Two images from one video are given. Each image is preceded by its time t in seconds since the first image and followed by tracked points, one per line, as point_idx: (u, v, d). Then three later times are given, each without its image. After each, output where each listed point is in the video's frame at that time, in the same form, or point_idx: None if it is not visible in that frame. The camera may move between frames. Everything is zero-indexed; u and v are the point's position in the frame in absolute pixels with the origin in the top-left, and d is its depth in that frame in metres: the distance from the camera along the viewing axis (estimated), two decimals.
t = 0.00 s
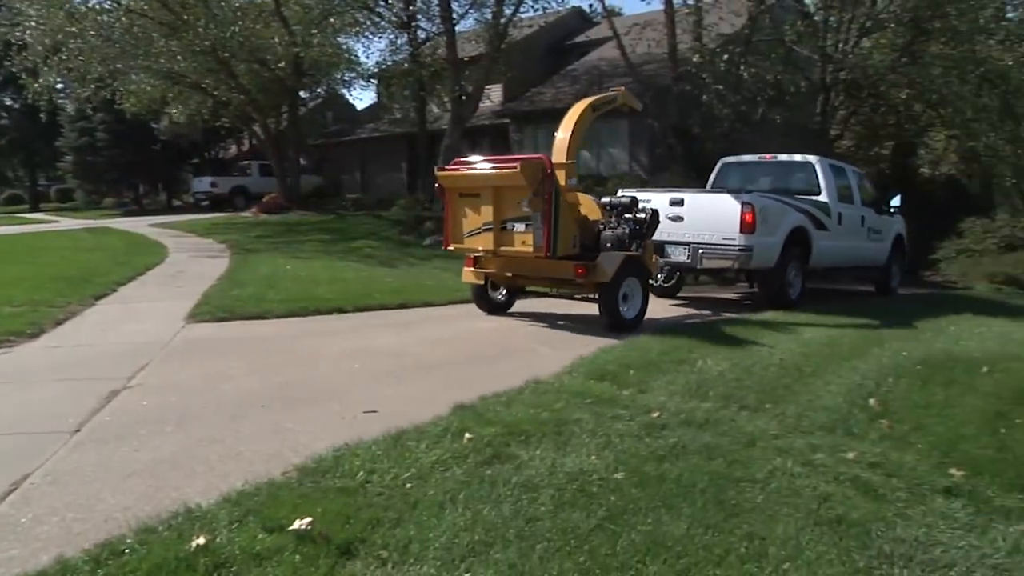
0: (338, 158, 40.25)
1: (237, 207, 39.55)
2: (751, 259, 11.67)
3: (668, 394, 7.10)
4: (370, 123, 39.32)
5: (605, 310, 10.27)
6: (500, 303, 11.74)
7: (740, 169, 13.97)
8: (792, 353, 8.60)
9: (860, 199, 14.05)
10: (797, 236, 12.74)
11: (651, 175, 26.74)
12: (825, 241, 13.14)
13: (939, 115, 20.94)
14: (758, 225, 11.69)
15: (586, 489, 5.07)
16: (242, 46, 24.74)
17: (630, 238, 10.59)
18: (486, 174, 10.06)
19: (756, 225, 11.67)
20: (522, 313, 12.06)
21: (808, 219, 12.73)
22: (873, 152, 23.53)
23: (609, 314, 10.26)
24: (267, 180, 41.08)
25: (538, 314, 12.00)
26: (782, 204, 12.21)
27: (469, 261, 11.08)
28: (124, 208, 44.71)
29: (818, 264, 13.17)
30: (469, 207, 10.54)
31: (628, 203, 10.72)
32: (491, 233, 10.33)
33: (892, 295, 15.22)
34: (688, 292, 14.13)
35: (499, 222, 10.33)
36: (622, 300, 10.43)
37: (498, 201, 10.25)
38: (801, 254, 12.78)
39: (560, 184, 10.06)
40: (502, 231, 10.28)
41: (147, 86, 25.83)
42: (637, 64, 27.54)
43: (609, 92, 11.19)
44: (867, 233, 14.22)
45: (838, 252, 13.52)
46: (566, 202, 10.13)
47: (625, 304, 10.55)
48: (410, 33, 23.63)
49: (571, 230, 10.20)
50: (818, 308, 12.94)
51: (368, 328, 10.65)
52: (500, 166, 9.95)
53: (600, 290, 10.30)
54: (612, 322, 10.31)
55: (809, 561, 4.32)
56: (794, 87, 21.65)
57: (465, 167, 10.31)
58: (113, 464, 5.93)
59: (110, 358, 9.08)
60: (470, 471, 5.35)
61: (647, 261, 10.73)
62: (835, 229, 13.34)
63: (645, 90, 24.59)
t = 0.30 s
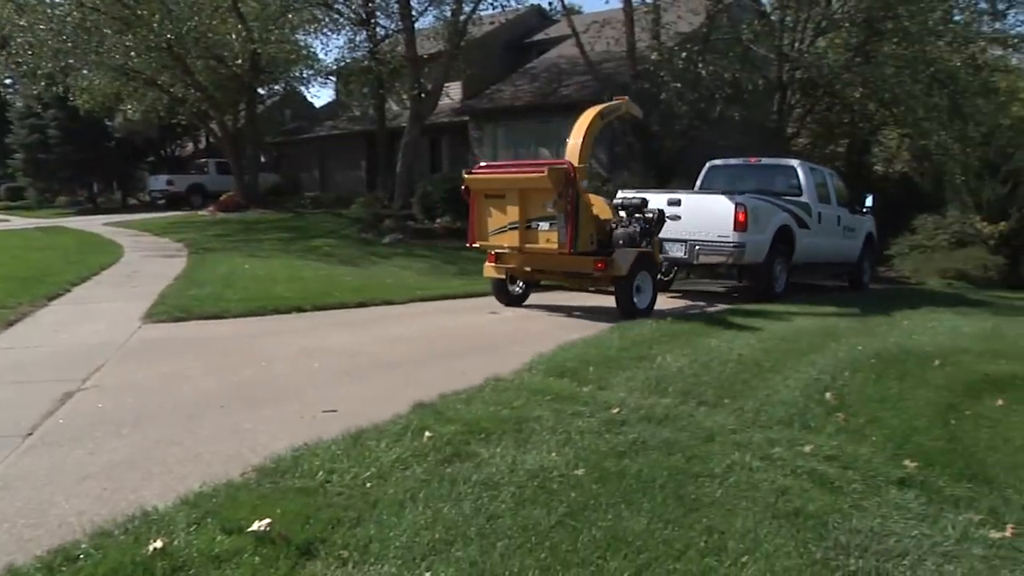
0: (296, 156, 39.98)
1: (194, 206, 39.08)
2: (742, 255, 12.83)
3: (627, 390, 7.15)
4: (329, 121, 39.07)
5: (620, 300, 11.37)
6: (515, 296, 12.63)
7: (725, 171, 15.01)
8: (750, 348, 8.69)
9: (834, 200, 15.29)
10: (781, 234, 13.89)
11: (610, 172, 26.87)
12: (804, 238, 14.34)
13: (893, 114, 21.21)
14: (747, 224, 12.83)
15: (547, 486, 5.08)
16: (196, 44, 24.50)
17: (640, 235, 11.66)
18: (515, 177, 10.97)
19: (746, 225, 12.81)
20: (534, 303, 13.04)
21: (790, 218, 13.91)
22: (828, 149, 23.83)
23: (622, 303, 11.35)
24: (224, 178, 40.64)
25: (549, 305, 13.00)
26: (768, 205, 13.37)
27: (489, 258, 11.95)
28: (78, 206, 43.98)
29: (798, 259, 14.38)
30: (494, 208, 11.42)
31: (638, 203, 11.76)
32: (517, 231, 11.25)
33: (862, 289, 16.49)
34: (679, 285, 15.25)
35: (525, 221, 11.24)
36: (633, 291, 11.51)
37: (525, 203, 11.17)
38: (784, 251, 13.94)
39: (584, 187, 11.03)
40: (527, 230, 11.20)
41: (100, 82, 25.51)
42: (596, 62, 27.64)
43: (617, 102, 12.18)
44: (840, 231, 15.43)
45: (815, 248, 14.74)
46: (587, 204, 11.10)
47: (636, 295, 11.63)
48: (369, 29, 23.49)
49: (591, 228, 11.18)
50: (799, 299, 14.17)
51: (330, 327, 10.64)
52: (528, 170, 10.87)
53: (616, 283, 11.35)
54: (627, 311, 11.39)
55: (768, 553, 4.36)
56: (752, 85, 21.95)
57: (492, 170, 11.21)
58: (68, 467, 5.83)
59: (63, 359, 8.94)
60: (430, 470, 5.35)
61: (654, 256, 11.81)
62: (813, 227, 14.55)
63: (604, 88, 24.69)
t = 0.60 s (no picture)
0: (265, 153, 39.72)
1: (162, 203, 38.73)
2: (741, 251, 13.59)
3: (597, 386, 7.17)
4: (298, 118, 38.85)
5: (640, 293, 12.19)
6: (537, 287, 13.40)
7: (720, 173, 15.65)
8: (720, 344, 8.76)
9: (821, 198, 16.13)
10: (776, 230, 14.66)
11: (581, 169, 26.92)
12: (796, 234, 15.15)
13: (860, 110, 21.37)
14: (747, 221, 13.58)
15: (518, 482, 5.10)
16: (164, 39, 24.39)
17: (656, 231, 12.48)
18: (542, 180, 11.77)
19: (746, 222, 13.56)
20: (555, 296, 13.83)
21: (784, 216, 14.71)
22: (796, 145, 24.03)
23: (642, 296, 12.17)
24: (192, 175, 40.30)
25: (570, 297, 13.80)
26: (763, 203, 14.13)
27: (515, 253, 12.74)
28: (43, 203, 43.45)
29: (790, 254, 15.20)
30: (523, 207, 12.24)
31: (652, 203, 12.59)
32: (545, 229, 12.06)
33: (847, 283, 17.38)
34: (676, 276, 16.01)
35: (551, 220, 12.06)
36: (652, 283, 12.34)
37: (551, 203, 11.98)
38: (778, 246, 14.70)
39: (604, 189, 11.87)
40: (554, 228, 12.01)
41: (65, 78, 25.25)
42: (567, 58, 27.71)
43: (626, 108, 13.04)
44: (827, 227, 16.29)
45: (805, 244, 15.57)
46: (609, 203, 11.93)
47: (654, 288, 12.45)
48: (339, 25, 23.52)
49: (612, 226, 12.00)
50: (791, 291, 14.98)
51: (301, 324, 10.60)
52: (556, 173, 11.68)
53: (636, 276, 12.16)
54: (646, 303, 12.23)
55: (738, 547, 4.40)
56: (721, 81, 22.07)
57: (521, 173, 12.01)
58: (33, 468, 5.76)
59: (28, 360, 8.82)
60: (401, 467, 5.34)
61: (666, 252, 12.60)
62: (804, 224, 15.40)
63: (574, 85, 24.77)
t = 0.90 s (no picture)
0: (245, 149, 39.55)
1: (142, 199, 38.52)
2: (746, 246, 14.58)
3: (579, 381, 7.20)
4: (278, 114, 38.71)
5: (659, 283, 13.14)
6: (562, 279, 14.37)
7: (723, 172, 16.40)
8: (700, 338, 8.81)
9: (816, 197, 17.07)
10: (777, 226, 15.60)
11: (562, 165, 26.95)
12: (793, 231, 16.07)
13: (840, 106, 21.42)
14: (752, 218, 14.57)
15: (500, 478, 5.11)
16: (143, 34, 24.27)
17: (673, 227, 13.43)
18: (571, 179, 12.76)
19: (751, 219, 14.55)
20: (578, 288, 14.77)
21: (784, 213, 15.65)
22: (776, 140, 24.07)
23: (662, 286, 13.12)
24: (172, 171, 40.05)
25: (591, 289, 14.75)
26: (766, 201, 15.10)
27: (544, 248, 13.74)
28: (21, 200, 43.11)
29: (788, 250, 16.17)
30: (552, 205, 13.24)
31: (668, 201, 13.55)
32: (574, 225, 13.05)
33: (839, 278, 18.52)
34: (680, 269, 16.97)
35: (579, 217, 13.04)
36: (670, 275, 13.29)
37: (580, 201, 12.97)
38: (779, 242, 15.66)
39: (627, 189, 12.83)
40: (581, 224, 13.00)
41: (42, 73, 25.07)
42: (549, 54, 27.79)
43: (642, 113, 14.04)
44: (821, 225, 17.24)
45: (802, 239, 16.53)
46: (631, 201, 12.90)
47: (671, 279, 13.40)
48: (319, 20, 23.56)
49: (634, 222, 12.96)
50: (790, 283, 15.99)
51: (282, 321, 10.56)
52: (585, 174, 12.66)
53: (656, 268, 13.12)
54: (666, 294, 13.21)
55: (719, 540, 4.42)
56: (702, 77, 22.17)
57: (551, 174, 12.99)
58: (10, 468, 5.70)
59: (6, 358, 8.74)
60: (383, 464, 5.34)
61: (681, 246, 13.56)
62: (801, 221, 16.36)
63: (556, 81, 24.86)
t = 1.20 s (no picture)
0: (229, 145, 39.39)
1: (124, 195, 38.30)
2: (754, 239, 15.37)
3: (564, 376, 7.22)
4: (262, 109, 38.60)
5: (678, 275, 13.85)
6: (583, 270, 15.09)
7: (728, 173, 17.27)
8: (685, 333, 8.84)
9: (815, 196, 17.85)
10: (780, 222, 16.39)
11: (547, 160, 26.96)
12: (796, 227, 16.84)
13: (824, 101, 21.46)
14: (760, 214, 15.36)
15: (487, 473, 5.11)
16: (125, 30, 24.13)
17: (690, 222, 14.14)
18: (598, 179, 13.40)
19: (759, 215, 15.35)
20: (595, 277, 15.48)
21: (787, 209, 16.44)
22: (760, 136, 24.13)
23: (680, 278, 13.83)
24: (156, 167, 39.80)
25: (608, 278, 15.47)
26: (773, 198, 15.90)
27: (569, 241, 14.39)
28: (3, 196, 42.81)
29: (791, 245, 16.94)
30: (580, 202, 13.87)
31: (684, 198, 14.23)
32: (599, 221, 13.72)
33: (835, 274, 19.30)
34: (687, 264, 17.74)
35: (604, 213, 13.69)
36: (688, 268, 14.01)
37: (606, 199, 13.62)
38: (783, 237, 16.45)
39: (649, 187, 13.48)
40: (607, 220, 13.64)
41: (23, 68, 24.88)
42: (533, 49, 27.81)
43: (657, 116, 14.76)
44: (820, 222, 18.01)
45: (802, 235, 17.30)
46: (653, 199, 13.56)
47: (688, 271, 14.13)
48: (303, 14, 24.26)
49: (655, 218, 13.63)
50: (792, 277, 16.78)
51: (265, 317, 10.53)
52: (611, 173, 13.24)
53: (674, 262, 13.82)
54: (684, 285, 13.94)
55: (704, 534, 4.44)
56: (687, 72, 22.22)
57: (578, 173, 13.58)
58: None
59: None
60: (368, 460, 5.33)
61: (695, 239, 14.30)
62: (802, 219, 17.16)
63: (541, 76, 24.87)
